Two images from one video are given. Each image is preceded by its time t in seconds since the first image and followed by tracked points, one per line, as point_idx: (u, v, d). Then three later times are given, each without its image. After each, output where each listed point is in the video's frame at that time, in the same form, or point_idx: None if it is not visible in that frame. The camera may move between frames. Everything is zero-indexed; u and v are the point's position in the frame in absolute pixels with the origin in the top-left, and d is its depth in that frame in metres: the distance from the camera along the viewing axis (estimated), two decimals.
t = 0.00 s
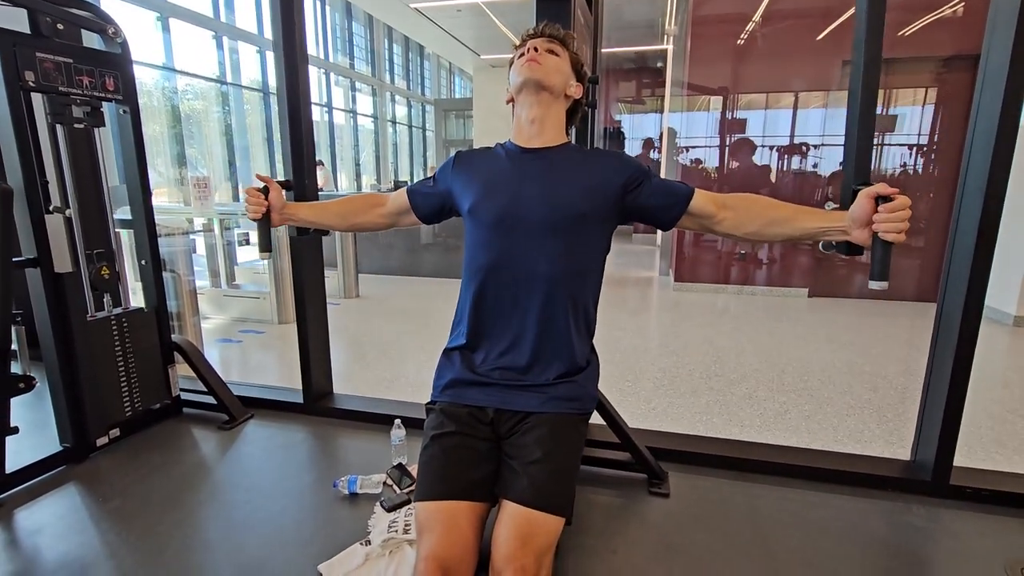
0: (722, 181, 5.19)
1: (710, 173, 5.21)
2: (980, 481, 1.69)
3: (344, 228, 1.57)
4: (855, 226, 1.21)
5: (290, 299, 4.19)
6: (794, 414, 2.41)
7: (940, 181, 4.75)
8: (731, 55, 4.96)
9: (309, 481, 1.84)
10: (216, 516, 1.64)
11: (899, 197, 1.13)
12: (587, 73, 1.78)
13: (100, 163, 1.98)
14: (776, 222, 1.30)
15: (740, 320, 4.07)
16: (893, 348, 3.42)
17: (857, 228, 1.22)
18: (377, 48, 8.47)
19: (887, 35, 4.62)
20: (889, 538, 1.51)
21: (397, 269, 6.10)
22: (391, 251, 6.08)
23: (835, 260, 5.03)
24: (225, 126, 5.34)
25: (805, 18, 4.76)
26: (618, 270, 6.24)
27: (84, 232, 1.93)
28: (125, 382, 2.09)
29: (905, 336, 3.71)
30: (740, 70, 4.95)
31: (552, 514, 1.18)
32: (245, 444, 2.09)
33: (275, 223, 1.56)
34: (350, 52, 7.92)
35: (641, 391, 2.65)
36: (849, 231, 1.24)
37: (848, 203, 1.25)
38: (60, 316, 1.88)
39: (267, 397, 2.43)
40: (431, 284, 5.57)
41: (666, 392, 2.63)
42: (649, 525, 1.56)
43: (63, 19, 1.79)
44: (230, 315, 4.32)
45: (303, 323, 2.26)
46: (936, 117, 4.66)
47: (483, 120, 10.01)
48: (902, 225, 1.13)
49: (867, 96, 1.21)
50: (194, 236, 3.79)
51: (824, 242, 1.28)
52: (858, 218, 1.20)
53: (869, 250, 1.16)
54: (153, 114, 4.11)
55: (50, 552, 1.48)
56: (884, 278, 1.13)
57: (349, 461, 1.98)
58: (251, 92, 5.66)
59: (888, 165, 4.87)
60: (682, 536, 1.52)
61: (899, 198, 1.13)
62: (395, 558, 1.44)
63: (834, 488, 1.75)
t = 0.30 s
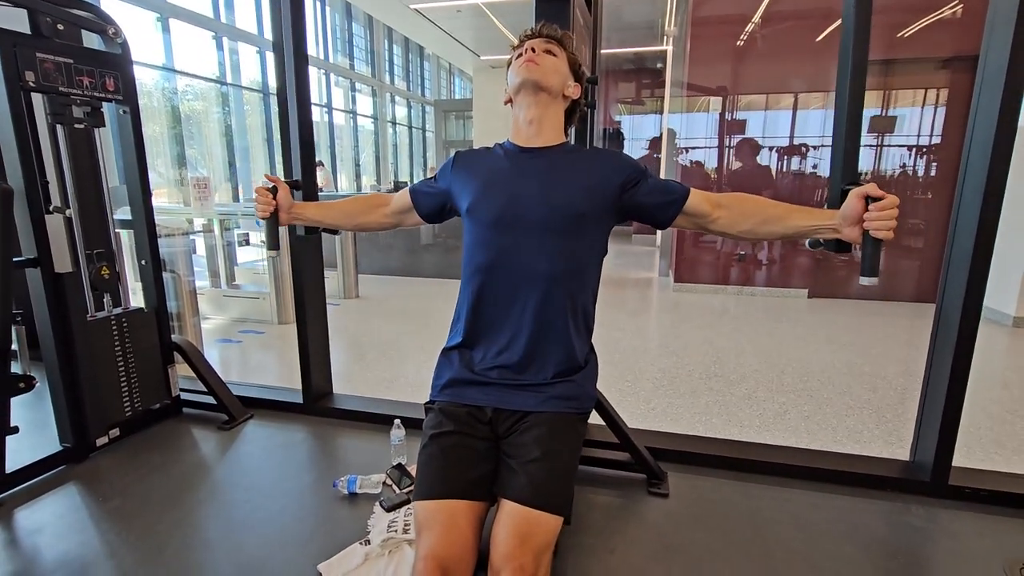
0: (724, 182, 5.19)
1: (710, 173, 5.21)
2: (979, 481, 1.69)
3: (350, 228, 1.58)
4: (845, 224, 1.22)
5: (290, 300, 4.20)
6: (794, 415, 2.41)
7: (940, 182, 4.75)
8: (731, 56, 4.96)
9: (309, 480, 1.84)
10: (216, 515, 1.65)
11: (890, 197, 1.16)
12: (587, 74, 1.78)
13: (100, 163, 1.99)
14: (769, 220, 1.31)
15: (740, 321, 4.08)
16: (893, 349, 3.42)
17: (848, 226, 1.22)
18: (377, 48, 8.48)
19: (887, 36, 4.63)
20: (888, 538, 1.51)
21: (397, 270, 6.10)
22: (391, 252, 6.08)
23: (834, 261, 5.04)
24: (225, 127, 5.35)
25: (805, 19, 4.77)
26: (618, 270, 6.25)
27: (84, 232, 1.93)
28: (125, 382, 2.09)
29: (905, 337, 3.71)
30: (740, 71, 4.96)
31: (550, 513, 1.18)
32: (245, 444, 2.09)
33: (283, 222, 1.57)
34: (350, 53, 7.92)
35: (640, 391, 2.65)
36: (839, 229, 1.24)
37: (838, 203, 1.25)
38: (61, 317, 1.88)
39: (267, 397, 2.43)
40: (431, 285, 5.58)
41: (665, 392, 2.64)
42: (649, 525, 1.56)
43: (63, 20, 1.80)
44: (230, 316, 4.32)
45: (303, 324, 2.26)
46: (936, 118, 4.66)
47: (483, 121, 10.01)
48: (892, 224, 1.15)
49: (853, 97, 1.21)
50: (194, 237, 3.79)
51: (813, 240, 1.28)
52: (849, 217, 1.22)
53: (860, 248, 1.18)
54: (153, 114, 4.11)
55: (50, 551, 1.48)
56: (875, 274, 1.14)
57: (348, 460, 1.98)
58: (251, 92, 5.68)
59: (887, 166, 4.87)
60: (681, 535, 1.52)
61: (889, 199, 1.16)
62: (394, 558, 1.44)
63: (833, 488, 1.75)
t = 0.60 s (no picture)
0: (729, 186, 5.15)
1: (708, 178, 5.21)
2: (976, 486, 1.70)
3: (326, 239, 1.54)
4: (849, 240, 1.20)
5: (289, 302, 4.20)
6: (791, 419, 2.42)
7: (937, 187, 4.77)
8: (730, 60, 4.98)
9: (307, 483, 1.84)
10: (214, 518, 1.64)
11: (896, 209, 1.11)
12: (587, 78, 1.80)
13: (100, 165, 1.99)
14: (775, 234, 1.28)
15: (738, 325, 4.09)
16: (890, 354, 3.43)
17: (850, 242, 1.20)
18: (377, 51, 8.51)
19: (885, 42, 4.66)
20: (886, 543, 1.51)
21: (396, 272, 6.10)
22: (390, 254, 6.09)
23: (832, 265, 5.05)
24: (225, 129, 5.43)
25: (802, 25, 4.80)
26: (617, 274, 6.26)
27: (83, 234, 1.93)
28: (123, 384, 2.09)
29: (902, 342, 3.72)
30: (738, 76, 4.98)
31: (549, 516, 1.18)
32: (243, 446, 2.09)
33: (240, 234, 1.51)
34: (350, 55, 7.94)
35: (638, 394, 2.66)
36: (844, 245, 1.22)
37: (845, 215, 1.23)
38: (59, 317, 1.88)
39: (265, 399, 2.43)
40: (429, 287, 5.58)
41: (663, 396, 2.64)
42: (647, 529, 1.56)
43: (65, 21, 1.80)
44: (228, 318, 4.32)
45: (302, 326, 2.26)
46: (933, 124, 4.69)
47: (482, 124, 10.05)
48: (893, 238, 1.12)
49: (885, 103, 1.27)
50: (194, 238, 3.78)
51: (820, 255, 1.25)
52: (850, 231, 1.19)
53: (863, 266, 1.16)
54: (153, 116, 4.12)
55: (47, 553, 1.48)
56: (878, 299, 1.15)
57: (346, 463, 1.97)
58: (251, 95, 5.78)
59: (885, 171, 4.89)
60: (679, 539, 1.52)
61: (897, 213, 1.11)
62: (392, 561, 1.44)
63: (830, 493, 1.75)
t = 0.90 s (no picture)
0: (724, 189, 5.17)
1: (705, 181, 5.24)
2: (970, 489, 1.71)
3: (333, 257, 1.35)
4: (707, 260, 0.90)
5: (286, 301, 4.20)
6: (787, 421, 2.42)
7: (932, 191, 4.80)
8: (727, 63, 5.00)
9: (304, 484, 1.83)
10: (209, 518, 1.64)
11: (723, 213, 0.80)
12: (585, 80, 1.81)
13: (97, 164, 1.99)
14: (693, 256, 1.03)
15: (734, 327, 4.10)
16: (885, 356, 3.44)
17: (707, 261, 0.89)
18: (376, 52, 8.51)
19: (880, 47, 4.68)
20: (881, 545, 1.52)
21: (393, 272, 6.10)
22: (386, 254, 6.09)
23: (828, 268, 5.07)
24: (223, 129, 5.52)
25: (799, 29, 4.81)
26: (613, 275, 6.27)
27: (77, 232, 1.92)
28: (118, 383, 2.08)
29: (896, 344, 3.74)
30: (735, 79, 5.00)
31: (546, 518, 1.18)
32: (239, 446, 2.09)
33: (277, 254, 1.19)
34: (348, 55, 7.94)
35: (635, 396, 2.66)
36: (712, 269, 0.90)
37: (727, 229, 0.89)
38: (55, 317, 1.87)
39: (262, 399, 2.42)
40: (426, 288, 5.58)
41: (660, 398, 2.65)
42: (644, 530, 1.56)
43: (63, 20, 1.80)
44: (224, 318, 4.30)
45: (299, 326, 2.26)
46: (928, 129, 4.73)
47: (480, 125, 10.05)
48: (718, 253, 0.80)
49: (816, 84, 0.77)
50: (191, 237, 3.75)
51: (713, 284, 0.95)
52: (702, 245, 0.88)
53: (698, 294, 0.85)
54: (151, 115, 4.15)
55: (40, 554, 1.47)
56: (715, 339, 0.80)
57: (343, 464, 1.97)
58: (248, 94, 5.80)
59: (881, 175, 4.90)
60: (675, 541, 1.52)
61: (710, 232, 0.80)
62: (389, 562, 1.44)
63: (826, 495, 1.76)
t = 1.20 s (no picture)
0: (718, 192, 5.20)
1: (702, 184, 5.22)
2: (966, 491, 1.71)
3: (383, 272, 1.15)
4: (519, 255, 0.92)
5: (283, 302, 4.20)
6: (784, 423, 2.43)
7: (927, 194, 4.83)
8: (725, 66, 5.01)
9: (302, 486, 1.83)
10: (207, 520, 1.64)
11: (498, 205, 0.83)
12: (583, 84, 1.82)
13: (95, 164, 1.99)
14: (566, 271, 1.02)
15: (731, 329, 4.11)
16: (881, 358, 3.46)
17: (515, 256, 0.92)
18: (374, 53, 8.53)
19: (877, 50, 4.71)
20: (877, 547, 1.52)
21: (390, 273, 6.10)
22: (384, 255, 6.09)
23: (825, 270, 5.09)
24: (220, 129, 5.54)
25: (796, 32, 4.83)
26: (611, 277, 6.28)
27: (75, 233, 1.91)
28: (116, 385, 2.07)
29: (892, 347, 3.76)
30: (733, 82, 5.01)
31: (544, 519, 1.18)
32: (237, 448, 2.08)
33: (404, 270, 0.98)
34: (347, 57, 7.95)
35: (633, 398, 2.67)
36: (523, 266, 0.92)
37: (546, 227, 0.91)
38: (52, 317, 1.87)
39: (259, 401, 2.42)
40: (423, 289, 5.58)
41: (657, 399, 2.65)
42: (641, 532, 1.57)
43: (61, 21, 1.80)
44: (223, 318, 4.30)
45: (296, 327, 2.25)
46: (923, 132, 4.76)
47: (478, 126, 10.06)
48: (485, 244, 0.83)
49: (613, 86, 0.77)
50: (189, 238, 3.74)
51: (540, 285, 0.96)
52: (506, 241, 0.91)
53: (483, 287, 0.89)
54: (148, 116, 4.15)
55: (36, 556, 1.47)
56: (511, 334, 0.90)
57: (341, 466, 1.97)
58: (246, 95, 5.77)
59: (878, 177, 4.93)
60: (672, 542, 1.53)
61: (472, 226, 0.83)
62: (388, 564, 1.44)
63: (823, 497, 1.76)
